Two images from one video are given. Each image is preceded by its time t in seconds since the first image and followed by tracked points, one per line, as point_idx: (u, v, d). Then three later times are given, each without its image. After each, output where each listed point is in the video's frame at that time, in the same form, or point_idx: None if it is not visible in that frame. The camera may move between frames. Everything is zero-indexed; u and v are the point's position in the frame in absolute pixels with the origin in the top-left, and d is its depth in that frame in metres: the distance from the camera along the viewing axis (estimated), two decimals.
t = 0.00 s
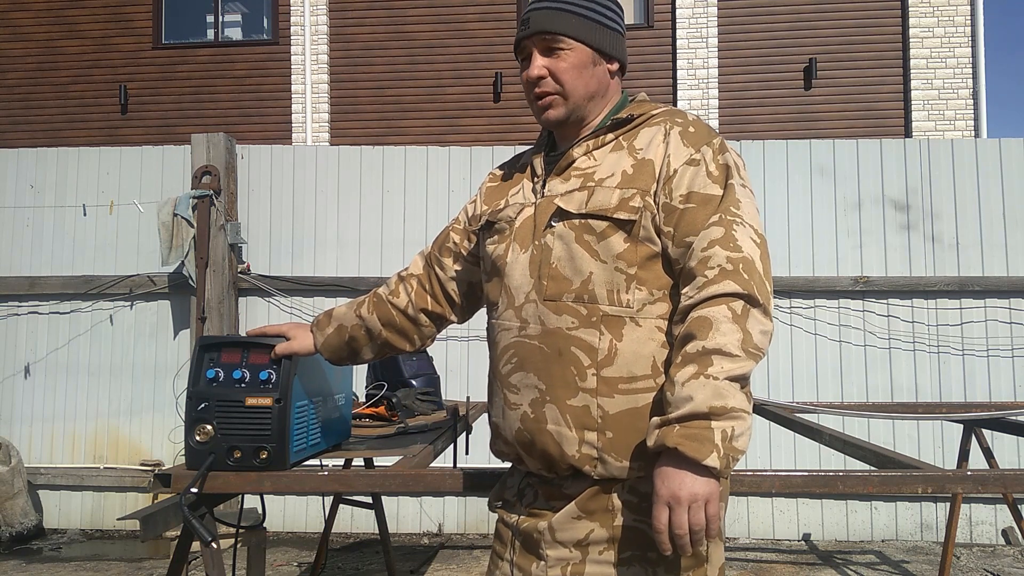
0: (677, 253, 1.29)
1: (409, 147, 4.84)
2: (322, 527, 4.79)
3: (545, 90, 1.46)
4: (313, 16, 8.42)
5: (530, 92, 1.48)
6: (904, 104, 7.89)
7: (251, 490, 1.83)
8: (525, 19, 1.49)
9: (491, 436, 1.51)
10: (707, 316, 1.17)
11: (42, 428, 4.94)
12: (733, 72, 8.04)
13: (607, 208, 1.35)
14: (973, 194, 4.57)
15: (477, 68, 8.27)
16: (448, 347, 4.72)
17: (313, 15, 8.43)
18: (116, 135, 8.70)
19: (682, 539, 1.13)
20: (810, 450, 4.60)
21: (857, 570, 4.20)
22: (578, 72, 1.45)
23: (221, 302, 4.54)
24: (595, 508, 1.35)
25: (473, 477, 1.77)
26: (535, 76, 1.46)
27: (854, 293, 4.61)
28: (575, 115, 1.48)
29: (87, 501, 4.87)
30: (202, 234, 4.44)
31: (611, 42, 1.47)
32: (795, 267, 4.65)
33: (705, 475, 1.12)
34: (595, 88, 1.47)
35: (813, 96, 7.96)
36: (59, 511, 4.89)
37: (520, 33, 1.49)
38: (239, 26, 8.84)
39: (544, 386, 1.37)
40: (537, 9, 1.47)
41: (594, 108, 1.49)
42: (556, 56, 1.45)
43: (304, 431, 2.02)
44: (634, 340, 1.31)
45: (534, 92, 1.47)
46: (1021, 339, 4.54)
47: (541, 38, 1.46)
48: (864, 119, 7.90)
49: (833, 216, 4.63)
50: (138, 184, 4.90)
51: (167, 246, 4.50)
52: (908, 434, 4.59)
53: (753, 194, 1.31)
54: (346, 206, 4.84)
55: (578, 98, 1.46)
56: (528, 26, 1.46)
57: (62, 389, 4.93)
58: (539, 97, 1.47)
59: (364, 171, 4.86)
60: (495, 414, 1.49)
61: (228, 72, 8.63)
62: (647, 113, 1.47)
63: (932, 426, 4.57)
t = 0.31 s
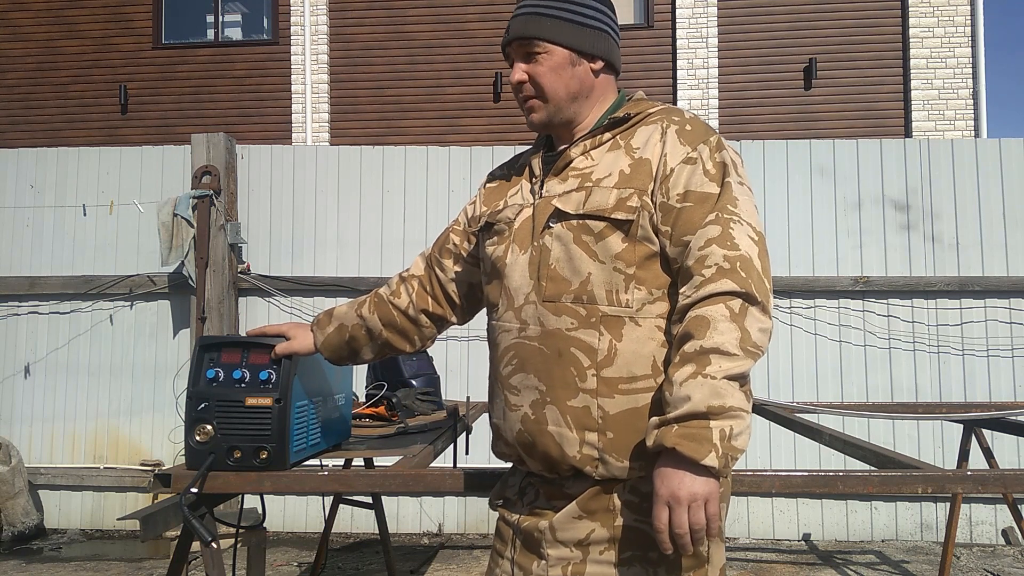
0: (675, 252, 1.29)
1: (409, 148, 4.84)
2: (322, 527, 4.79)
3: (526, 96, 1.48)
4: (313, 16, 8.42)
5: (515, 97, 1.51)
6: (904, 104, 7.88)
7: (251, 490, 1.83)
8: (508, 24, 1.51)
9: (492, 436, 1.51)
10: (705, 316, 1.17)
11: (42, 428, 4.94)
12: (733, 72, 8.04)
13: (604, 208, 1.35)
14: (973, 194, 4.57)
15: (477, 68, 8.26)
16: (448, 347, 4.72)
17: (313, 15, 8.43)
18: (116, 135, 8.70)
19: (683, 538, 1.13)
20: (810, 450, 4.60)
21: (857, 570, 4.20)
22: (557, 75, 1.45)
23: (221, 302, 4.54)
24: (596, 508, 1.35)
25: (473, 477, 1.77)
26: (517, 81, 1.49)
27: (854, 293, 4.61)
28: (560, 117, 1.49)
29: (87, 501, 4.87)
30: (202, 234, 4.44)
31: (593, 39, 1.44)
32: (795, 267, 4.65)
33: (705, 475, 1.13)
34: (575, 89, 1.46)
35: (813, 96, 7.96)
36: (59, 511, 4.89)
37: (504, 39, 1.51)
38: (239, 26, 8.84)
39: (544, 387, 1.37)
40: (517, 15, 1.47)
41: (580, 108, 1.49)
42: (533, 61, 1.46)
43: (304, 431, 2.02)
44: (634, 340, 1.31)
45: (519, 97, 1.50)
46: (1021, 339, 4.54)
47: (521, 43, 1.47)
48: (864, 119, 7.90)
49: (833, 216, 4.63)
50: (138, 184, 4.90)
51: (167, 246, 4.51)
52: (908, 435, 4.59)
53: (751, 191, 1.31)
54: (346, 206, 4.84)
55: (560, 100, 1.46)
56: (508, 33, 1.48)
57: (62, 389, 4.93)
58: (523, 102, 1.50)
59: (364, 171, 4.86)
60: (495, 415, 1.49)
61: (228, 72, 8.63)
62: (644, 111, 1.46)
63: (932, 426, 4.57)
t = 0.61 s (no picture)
0: (665, 240, 1.29)
1: (409, 147, 4.84)
2: (322, 527, 4.79)
3: (520, 100, 1.46)
4: (313, 16, 8.42)
5: (507, 104, 1.49)
6: (904, 104, 7.89)
7: (251, 490, 1.83)
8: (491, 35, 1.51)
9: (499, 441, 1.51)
10: (691, 298, 1.16)
11: (42, 428, 4.94)
12: (733, 72, 8.04)
13: (591, 204, 1.35)
14: (973, 194, 4.57)
15: (477, 68, 8.26)
16: (448, 347, 4.73)
17: (313, 15, 8.43)
18: (116, 135, 8.70)
19: (679, 522, 1.12)
20: (810, 450, 4.60)
21: (857, 570, 4.20)
22: (549, 77, 1.45)
23: (221, 302, 4.54)
24: (602, 508, 1.35)
25: (474, 477, 1.77)
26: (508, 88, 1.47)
27: (854, 293, 4.61)
28: (554, 121, 1.48)
29: (87, 501, 4.87)
30: (201, 234, 4.44)
31: (577, 40, 1.47)
32: (795, 267, 4.65)
33: (697, 457, 1.12)
34: (566, 90, 1.47)
35: (813, 96, 7.95)
36: (59, 511, 4.89)
37: (487, 50, 1.51)
38: (239, 26, 8.84)
39: (545, 387, 1.37)
40: (500, 24, 1.48)
41: (572, 109, 1.49)
42: (524, 66, 1.46)
43: (304, 431, 2.02)
44: (631, 333, 1.30)
45: (512, 106, 1.48)
46: (1021, 339, 4.53)
47: (506, 52, 1.47)
48: (864, 119, 7.90)
49: (833, 216, 4.63)
50: (138, 183, 4.90)
51: (167, 246, 4.51)
52: (908, 435, 4.59)
53: (737, 172, 1.30)
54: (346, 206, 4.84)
55: (555, 103, 1.46)
56: (493, 43, 1.48)
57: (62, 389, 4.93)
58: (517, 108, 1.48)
59: (363, 171, 4.86)
60: (500, 419, 1.49)
61: (228, 72, 8.63)
62: (627, 105, 1.46)
63: (932, 426, 4.57)
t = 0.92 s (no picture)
0: (661, 230, 1.29)
1: (409, 147, 4.84)
2: (322, 527, 4.79)
3: (533, 97, 1.47)
4: (313, 16, 8.42)
5: (518, 103, 1.50)
6: (904, 104, 7.88)
7: (251, 490, 1.83)
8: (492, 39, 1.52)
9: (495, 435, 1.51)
10: (678, 286, 1.16)
11: (42, 428, 4.94)
12: (733, 72, 8.04)
13: (588, 194, 1.35)
14: (973, 195, 4.57)
15: (477, 68, 8.26)
16: (448, 347, 4.73)
17: (313, 15, 8.43)
18: (116, 135, 8.70)
19: (644, 509, 1.11)
20: (810, 450, 4.60)
21: (857, 570, 4.20)
22: (561, 71, 1.47)
23: (221, 302, 4.54)
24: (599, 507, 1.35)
25: (473, 476, 1.77)
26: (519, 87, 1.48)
27: (854, 293, 4.61)
28: (566, 114, 1.49)
29: (87, 501, 4.87)
30: (201, 234, 4.44)
31: (580, 34, 1.50)
32: (795, 267, 4.65)
33: (668, 445, 1.11)
34: (574, 82, 1.48)
35: (813, 96, 7.95)
36: (59, 511, 4.89)
37: (492, 52, 1.51)
38: (239, 26, 8.85)
39: (542, 378, 1.37)
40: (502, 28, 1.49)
41: (583, 101, 1.52)
42: (531, 64, 1.47)
43: (304, 431, 2.02)
44: (627, 325, 1.30)
45: (525, 105, 1.49)
46: (1021, 339, 4.54)
47: (513, 52, 1.48)
48: (864, 119, 7.90)
49: (833, 216, 4.63)
50: (138, 184, 4.90)
51: (167, 245, 4.50)
52: (908, 435, 4.59)
53: (733, 162, 1.31)
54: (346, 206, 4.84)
55: (569, 96, 1.48)
56: (499, 44, 1.49)
57: (62, 389, 4.93)
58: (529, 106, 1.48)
59: (363, 171, 4.86)
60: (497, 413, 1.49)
61: (228, 72, 8.63)
62: (627, 98, 1.46)
63: (932, 426, 4.57)
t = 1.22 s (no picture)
0: (669, 228, 1.29)
1: (409, 147, 4.84)
2: (322, 527, 4.79)
3: (552, 66, 1.47)
4: (313, 16, 8.43)
5: (535, 78, 1.49)
6: (904, 104, 7.88)
7: (251, 490, 1.83)
8: (497, 32, 1.55)
9: (479, 425, 1.51)
10: (691, 286, 1.16)
11: (42, 428, 4.94)
12: (733, 72, 8.04)
13: (596, 186, 1.36)
14: (973, 194, 4.57)
15: (477, 67, 8.26)
16: (448, 347, 4.73)
17: (313, 15, 8.43)
18: (116, 135, 8.69)
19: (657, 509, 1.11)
20: (810, 450, 4.60)
21: (857, 570, 4.20)
22: (574, 45, 1.51)
23: (221, 302, 4.54)
24: (586, 508, 1.35)
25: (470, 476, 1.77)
26: (534, 61, 1.49)
27: (854, 293, 4.61)
28: (581, 85, 1.50)
29: (87, 501, 4.87)
30: (201, 234, 4.45)
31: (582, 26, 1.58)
32: (794, 267, 4.65)
33: (683, 444, 1.11)
34: (584, 56, 1.52)
35: (813, 96, 7.95)
36: (59, 511, 4.89)
37: (501, 36, 1.54)
38: (239, 26, 8.85)
39: (535, 370, 1.37)
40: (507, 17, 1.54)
41: (594, 80, 1.54)
42: (542, 40, 1.50)
43: (304, 431, 2.02)
44: (627, 321, 1.31)
45: (542, 74, 1.48)
46: (1021, 339, 4.53)
47: (524, 32, 1.52)
48: (864, 119, 7.90)
49: (833, 216, 4.63)
50: (138, 183, 4.90)
51: (167, 245, 4.50)
52: (908, 435, 4.59)
53: (743, 167, 1.32)
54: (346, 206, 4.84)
55: (583, 68, 1.51)
56: (509, 25, 1.52)
57: (62, 389, 4.93)
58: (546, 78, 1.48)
59: (363, 171, 4.86)
60: (484, 404, 1.49)
61: (228, 72, 8.63)
62: (637, 97, 1.48)
63: (932, 426, 4.57)
